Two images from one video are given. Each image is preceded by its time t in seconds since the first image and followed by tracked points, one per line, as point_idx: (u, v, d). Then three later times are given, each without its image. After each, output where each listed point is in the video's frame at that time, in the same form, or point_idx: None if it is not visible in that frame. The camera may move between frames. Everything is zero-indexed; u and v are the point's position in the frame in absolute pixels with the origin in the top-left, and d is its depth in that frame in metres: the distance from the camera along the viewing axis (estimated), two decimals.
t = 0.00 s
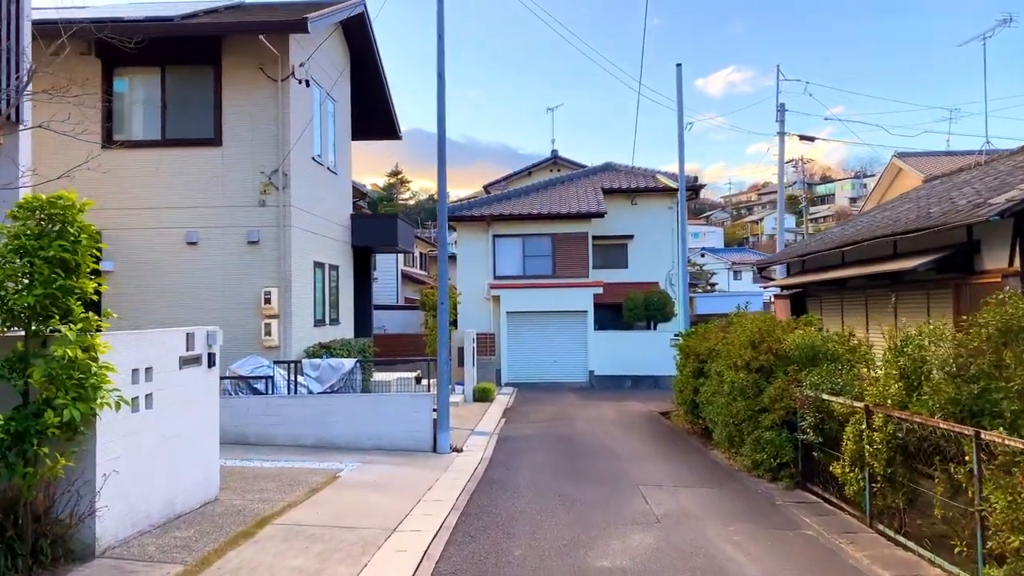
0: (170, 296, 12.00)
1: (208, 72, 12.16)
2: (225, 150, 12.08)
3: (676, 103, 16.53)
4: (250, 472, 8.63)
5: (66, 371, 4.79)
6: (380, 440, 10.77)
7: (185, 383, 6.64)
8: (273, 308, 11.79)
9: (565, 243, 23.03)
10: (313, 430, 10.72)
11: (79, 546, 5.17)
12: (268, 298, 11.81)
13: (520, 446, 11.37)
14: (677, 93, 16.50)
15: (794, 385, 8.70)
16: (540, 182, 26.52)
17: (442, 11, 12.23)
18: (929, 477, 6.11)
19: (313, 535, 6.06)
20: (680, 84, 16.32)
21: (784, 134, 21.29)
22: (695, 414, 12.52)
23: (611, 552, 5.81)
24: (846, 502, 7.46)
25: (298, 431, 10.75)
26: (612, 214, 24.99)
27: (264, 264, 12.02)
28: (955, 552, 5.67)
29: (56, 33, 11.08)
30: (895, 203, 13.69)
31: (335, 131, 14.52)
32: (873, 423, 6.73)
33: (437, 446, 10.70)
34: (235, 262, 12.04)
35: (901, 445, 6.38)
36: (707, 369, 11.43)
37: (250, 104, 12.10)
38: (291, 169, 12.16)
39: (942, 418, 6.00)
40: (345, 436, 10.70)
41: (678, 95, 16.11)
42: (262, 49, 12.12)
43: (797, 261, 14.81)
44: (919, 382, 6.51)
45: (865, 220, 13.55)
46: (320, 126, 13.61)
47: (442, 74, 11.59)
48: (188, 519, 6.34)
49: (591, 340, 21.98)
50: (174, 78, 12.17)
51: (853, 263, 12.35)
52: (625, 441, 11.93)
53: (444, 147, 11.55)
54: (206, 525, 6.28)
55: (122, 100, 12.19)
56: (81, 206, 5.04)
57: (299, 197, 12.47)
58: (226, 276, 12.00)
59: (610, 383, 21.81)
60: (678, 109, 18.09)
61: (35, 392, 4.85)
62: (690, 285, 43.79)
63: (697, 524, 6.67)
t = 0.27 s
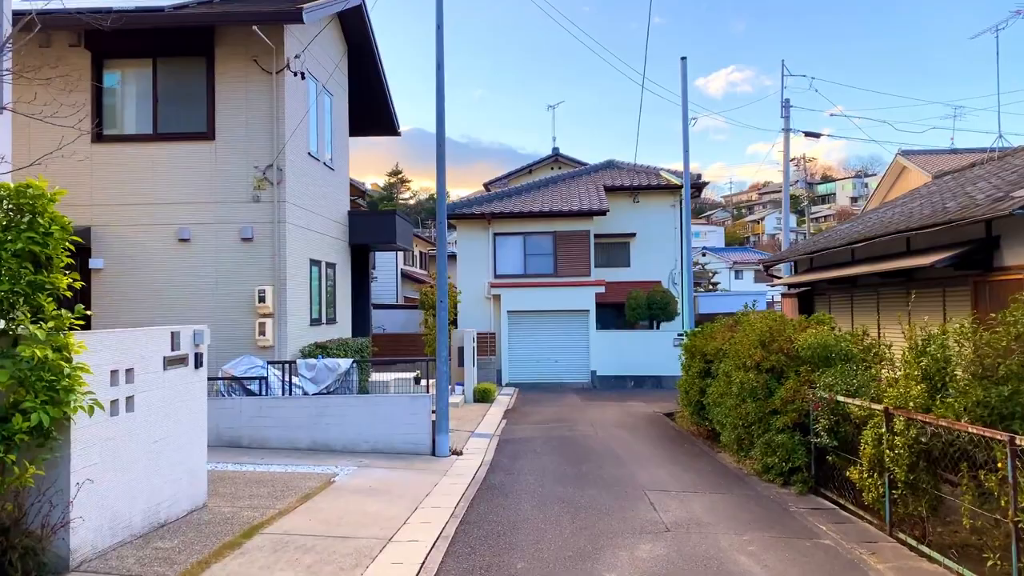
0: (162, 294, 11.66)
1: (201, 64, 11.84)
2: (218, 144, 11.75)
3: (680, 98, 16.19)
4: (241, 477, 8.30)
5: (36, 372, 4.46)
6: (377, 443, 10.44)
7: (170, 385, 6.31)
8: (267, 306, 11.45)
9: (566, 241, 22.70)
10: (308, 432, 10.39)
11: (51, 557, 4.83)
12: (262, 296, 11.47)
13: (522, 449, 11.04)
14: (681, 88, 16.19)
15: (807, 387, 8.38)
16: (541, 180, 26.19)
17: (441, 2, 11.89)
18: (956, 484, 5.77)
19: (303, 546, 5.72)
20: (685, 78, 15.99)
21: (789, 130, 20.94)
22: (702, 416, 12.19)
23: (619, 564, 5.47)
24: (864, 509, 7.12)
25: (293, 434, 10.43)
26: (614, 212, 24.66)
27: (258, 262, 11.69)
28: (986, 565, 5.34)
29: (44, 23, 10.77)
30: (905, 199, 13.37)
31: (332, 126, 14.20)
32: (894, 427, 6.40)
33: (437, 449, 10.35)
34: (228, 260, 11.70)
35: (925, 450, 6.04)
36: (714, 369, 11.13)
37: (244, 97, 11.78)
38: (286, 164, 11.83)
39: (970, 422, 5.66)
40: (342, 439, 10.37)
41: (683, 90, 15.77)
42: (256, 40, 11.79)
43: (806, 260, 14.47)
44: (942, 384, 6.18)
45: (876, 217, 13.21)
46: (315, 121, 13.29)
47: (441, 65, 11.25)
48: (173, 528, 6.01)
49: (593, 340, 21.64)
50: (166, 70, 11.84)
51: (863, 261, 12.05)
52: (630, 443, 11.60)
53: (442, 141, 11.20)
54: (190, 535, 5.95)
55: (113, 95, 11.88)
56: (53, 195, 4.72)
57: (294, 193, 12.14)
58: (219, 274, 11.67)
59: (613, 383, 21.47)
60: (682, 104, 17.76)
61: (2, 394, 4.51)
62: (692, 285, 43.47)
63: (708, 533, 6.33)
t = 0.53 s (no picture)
0: (153, 294, 11.34)
1: (193, 58, 11.53)
2: (212, 139, 11.43)
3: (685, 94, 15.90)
4: (232, 483, 7.98)
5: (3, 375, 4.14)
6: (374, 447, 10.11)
7: (153, 390, 6.00)
8: (262, 306, 11.13)
9: (568, 240, 22.38)
10: (303, 436, 10.07)
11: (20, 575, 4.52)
12: (256, 296, 11.14)
13: (523, 453, 10.72)
14: (686, 83, 15.88)
15: (820, 390, 8.06)
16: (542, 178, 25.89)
17: None
18: (986, 495, 5.45)
19: (293, 560, 5.40)
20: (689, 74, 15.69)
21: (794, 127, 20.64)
22: (708, 419, 11.87)
23: None
24: (883, 519, 6.80)
25: (287, 438, 10.11)
26: (616, 211, 24.35)
27: (252, 260, 11.36)
28: None
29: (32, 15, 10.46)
30: (916, 196, 13.06)
31: (329, 122, 13.89)
32: (916, 434, 6.08)
33: (436, 453, 10.03)
34: (221, 258, 11.37)
35: (951, 458, 5.72)
36: (721, 371, 10.80)
37: (238, 90, 11.46)
38: (281, 160, 11.51)
39: (999, 428, 5.34)
40: (338, 443, 10.05)
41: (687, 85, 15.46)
42: (251, 33, 11.48)
43: (813, 258, 14.16)
44: (968, 387, 5.86)
45: (886, 214, 12.90)
46: (312, 116, 12.98)
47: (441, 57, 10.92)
48: (156, 541, 5.70)
49: (595, 340, 21.33)
50: (157, 64, 11.53)
51: (874, 259, 11.72)
52: (635, 447, 11.28)
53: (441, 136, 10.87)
54: (174, 548, 5.63)
55: (105, 88, 11.56)
56: (23, 187, 4.42)
57: (290, 190, 11.82)
58: (212, 272, 11.35)
59: (615, 385, 21.15)
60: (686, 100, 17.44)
61: None
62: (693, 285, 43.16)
63: (720, 545, 6.02)
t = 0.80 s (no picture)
0: (143, 292, 11.03)
1: (185, 49, 11.22)
2: (202, 133, 11.11)
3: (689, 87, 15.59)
4: (219, 488, 7.66)
5: None
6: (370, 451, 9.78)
7: (133, 392, 5.69)
8: (254, 305, 10.80)
9: (568, 238, 22.06)
10: (296, 438, 9.77)
11: None
12: (248, 294, 10.82)
13: (524, 456, 10.40)
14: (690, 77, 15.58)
15: (833, 391, 7.75)
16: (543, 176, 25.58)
17: None
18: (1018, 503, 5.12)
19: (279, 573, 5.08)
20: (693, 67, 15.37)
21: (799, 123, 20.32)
22: (714, 421, 11.56)
23: None
24: (901, 528, 6.49)
25: (279, 440, 9.79)
26: (618, 208, 24.03)
27: (245, 258, 11.05)
28: None
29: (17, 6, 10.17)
30: (926, 192, 12.74)
31: (324, 116, 13.58)
32: (937, 437, 5.76)
33: (432, 457, 9.71)
34: (212, 255, 11.05)
35: (976, 464, 5.41)
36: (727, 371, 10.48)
37: (230, 83, 11.14)
38: (275, 155, 11.19)
39: None
40: (332, 445, 9.74)
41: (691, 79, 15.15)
42: (244, 24, 11.17)
43: (820, 256, 13.84)
44: (995, 388, 5.54)
45: (896, 210, 12.58)
46: (306, 110, 12.66)
47: (439, 49, 10.60)
48: (133, 554, 5.39)
49: (596, 340, 21.01)
50: (147, 56, 11.22)
51: (884, 256, 11.41)
52: (638, 450, 10.95)
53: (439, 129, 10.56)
54: (153, 560, 5.32)
55: (95, 82, 11.28)
56: None
57: (283, 186, 11.50)
58: (204, 270, 11.04)
59: (617, 385, 20.83)
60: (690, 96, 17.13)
61: None
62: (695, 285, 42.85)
63: (731, 555, 5.71)
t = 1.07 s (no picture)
0: (130, 291, 10.69)
1: (173, 42, 10.89)
2: (191, 127, 10.78)
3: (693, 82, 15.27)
4: (205, 497, 7.33)
5: None
6: (364, 456, 9.44)
7: (107, 397, 5.36)
8: (244, 305, 10.46)
9: (569, 237, 21.74)
10: (288, 443, 9.44)
11: None
12: (239, 293, 10.49)
13: (523, 461, 10.07)
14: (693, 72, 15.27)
15: (845, 395, 7.42)
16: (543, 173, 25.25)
17: None
18: None
19: None
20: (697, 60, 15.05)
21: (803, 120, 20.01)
22: (719, 424, 11.23)
23: None
24: (920, 540, 6.16)
25: (270, 444, 9.46)
26: (619, 207, 23.71)
27: (235, 256, 10.72)
28: None
29: None
30: (936, 189, 12.42)
31: (318, 111, 13.26)
32: (961, 445, 5.43)
33: (428, 461, 9.37)
34: (202, 253, 10.72)
35: (1004, 474, 5.07)
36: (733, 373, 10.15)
37: (220, 76, 10.81)
38: (266, 150, 10.86)
39: None
40: (325, 450, 9.41)
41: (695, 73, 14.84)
42: (234, 15, 10.84)
43: (827, 254, 13.52)
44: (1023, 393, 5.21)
45: (905, 207, 12.25)
46: (299, 104, 12.33)
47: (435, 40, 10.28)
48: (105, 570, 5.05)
49: (596, 340, 20.67)
50: (135, 48, 10.90)
51: (894, 255, 11.08)
52: (641, 455, 10.63)
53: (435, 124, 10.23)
54: None
55: (81, 75, 10.97)
56: None
57: (275, 182, 11.18)
58: (193, 268, 10.70)
59: (618, 386, 20.49)
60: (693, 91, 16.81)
61: None
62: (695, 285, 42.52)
63: (742, 570, 5.39)
